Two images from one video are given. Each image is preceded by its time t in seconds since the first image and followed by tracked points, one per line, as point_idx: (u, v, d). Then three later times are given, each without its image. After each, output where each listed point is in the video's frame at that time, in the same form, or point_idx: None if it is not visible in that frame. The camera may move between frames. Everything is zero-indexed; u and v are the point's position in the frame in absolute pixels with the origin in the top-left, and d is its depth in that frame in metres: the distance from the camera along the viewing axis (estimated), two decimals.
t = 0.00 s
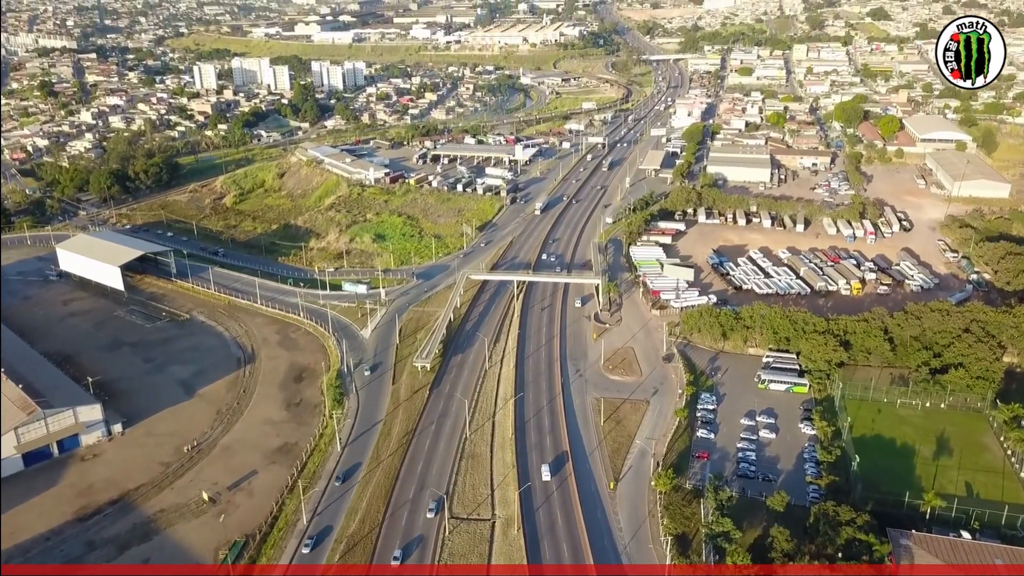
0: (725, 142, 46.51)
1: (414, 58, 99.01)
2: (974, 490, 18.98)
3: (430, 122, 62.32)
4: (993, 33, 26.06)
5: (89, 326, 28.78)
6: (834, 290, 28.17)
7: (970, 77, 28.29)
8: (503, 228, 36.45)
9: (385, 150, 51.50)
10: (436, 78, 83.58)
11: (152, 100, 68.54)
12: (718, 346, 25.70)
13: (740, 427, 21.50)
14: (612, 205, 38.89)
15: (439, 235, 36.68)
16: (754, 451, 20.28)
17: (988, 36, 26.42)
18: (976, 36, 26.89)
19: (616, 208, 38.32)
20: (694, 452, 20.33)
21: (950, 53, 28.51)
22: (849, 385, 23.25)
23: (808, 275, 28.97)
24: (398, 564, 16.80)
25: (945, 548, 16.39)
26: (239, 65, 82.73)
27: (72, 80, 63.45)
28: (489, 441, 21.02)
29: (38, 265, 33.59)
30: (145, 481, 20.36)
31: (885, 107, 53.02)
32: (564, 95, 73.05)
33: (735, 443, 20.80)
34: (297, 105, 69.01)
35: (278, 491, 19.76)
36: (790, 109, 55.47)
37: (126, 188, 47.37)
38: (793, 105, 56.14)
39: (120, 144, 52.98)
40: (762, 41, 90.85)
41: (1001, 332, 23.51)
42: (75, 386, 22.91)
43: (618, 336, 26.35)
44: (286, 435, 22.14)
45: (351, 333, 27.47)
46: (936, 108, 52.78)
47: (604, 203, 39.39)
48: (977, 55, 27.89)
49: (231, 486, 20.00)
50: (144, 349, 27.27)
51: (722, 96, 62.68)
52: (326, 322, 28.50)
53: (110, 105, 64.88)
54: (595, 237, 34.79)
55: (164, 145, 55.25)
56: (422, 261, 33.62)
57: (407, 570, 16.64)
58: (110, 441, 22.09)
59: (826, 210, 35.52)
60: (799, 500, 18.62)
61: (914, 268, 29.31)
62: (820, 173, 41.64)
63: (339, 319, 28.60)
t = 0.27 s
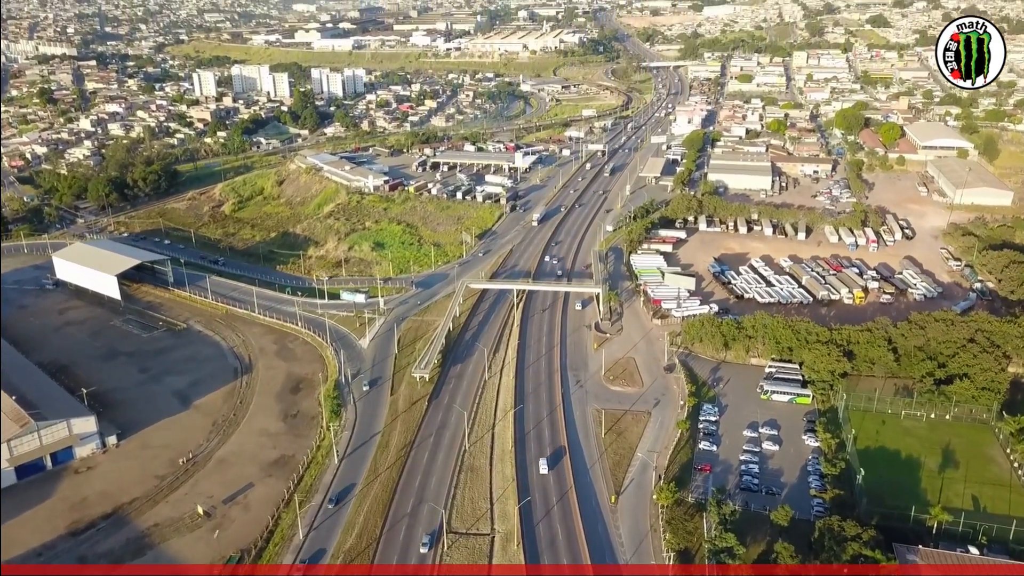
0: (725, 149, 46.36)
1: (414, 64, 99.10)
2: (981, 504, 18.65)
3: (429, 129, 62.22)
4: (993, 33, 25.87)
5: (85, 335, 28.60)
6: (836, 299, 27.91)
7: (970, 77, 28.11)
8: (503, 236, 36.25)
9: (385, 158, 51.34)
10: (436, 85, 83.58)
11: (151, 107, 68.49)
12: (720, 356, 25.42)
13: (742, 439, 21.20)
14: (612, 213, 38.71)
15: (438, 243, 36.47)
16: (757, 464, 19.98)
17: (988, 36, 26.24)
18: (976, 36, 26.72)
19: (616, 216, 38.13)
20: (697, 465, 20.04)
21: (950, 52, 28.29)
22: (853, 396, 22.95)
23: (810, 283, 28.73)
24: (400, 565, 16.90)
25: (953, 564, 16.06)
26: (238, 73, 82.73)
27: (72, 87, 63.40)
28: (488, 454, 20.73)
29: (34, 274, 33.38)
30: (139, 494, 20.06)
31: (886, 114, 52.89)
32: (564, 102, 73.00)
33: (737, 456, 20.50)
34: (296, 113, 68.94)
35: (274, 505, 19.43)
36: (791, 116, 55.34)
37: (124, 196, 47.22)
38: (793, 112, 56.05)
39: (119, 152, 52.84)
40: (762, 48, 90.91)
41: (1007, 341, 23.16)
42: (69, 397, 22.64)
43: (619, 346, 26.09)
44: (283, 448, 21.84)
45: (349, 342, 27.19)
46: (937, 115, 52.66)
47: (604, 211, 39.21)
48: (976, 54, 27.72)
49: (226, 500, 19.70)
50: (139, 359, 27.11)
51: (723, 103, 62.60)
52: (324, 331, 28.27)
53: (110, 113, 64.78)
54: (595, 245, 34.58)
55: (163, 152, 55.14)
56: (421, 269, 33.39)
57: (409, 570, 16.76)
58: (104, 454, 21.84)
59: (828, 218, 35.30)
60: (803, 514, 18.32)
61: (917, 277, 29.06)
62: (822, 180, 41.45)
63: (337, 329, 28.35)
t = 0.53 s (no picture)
0: (726, 156, 46.23)
1: (414, 72, 99.14)
2: (988, 518, 18.33)
3: (429, 136, 62.13)
4: (993, 32, 25.75)
5: (81, 345, 28.37)
6: (839, 307, 27.67)
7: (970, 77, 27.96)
8: (502, 244, 36.06)
9: (384, 165, 51.20)
10: (436, 92, 83.54)
11: (150, 114, 68.40)
12: (722, 366, 25.14)
13: (745, 451, 20.91)
14: (612, 221, 38.54)
15: (437, 251, 36.25)
16: (760, 477, 19.68)
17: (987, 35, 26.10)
18: (976, 35, 26.59)
19: (617, 224, 37.95)
20: (699, 477, 19.77)
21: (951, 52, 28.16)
22: (856, 407, 22.66)
23: (812, 292, 28.49)
24: (401, 565, 17.01)
25: None
26: (238, 80, 82.71)
27: (71, 94, 63.30)
28: (487, 466, 20.44)
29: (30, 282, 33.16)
30: (133, 508, 19.76)
31: (886, 121, 52.77)
32: (563, 109, 72.96)
33: (740, 468, 20.21)
34: (296, 120, 68.87)
35: (270, 518, 19.12)
36: (791, 123, 55.23)
37: (122, 204, 47.06)
38: (793, 119, 55.93)
39: (118, 159, 52.70)
40: (761, 55, 90.95)
41: (1012, 352, 22.83)
42: (63, 408, 22.36)
43: (620, 356, 25.82)
44: (279, 460, 21.54)
45: (347, 352, 26.92)
46: (937, 122, 52.55)
47: (605, 219, 39.02)
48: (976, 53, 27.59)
49: (222, 513, 19.38)
50: (135, 369, 26.87)
51: (723, 110, 62.50)
52: (322, 341, 28.00)
53: (109, 120, 64.66)
54: (595, 253, 34.38)
55: (161, 160, 55.02)
56: (420, 278, 33.15)
57: (410, 570, 16.88)
58: (98, 466, 21.56)
59: (830, 226, 35.07)
60: (808, 528, 18.01)
61: (920, 285, 28.81)
62: (823, 188, 41.26)
63: (335, 338, 28.08)
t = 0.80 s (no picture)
0: (725, 163, 46.09)
1: (413, 78, 99.17)
2: (994, 531, 18.02)
3: (427, 143, 62.04)
4: (993, 33, 25.64)
5: (76, 355, 28.09)
6: (840, 316, 27.44)
7: (971, 77, 27.76)
8: (501, 252, 35.86)
9: (382, 172, 51.04)
10: (434, 99, 83.50)
11: (148, 121, 68.27)
12: (722, 376, 24.88)
13: (747, 463, 20.64)
14: (611, 228, 38.37)
15: (435, 259, 36.02)
16: (763, 489, 19.39)
17: (988, 36, 25.98)
18: (976, 37, 26.46)
19: (616, 232, 37.77)
20: (700, 490, 19.50)
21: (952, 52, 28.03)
22: (859, 418, 22.38)
23: (814, 300, 28.25)
24: (402, 565, 17.19)
25: None
26: (236, 87, 82.66)
27: (69, 101, 63.19)
28: (485, 479, 20.14)
29: (25, 290, 32.93)
30: (126, 522, 19.44)
31: (886, 127, 52.69)
32: (562, 116, 72.90)
33: (742, 480, 19.93)
34: (294, 126, 68.78)
35: (265, 532, 18.79)
36: (791, 130, 55.15)
37: (119, 212, 46.88)
38: (793, 126, 55.83)
39: (115, 166, 52.52)
40: (760, 62, 91.03)
41: (1017, 361, 22.53)
42: (55, 420, 22.07)
43: (619, 365, 25.55)
44: (275, 472, 21.24)
45: (344, 363, 26.64)
46: (937, 129, 52.45)
47: (604, 226, 38.84)
48: (976, 54, 27.46)
49: (216, 527, 19.05)
50: (130, 380, 26.59)
51: (722, 117, 62.43)
52: (319, 350, 27.73)
53: (107, 127, 64.51)
54: (594, 261, 34.17)
55: (159, 167, 54.87)
56: (418, 286, 32.90)
57: (411, 570, 17.05)
58: (91, 479, 21.27)
59: (830, 233, 34.87)
60: (811, 542, 17.69)
61: (922, 294, 28.58)
62: (823, 195, 41.09)
63: (332, 348, 27.81)
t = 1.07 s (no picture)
0: (724, 170, 45.96)
1: (411, 85, 99.16)
2: (999, 545, 17.72)
3: (426, 150, 61.91)
4: (992, 32, 25.62)
5: (70, 365, 27.80)
6: (841, 325, 27.22)
7: (971, 77, 27.69)
8: (499, 260, 35.66)
9: (380, 180, 50.86)
10: (433, 106, 83.43)
11: (145, 129, 68.12)
12: (723, 386, 24.62)
13: (749, 475, 20.35)
14: (610, 236, 38.19)
15: (433, 267, 35.80)
16: (765, 502, 19.10)
17: (987, 35, 25.98)
18: (976, 36, 26.42)
19: (615, 239, 37.59)
20: (701, 503, 19.21)
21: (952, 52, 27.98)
22: (862, 428, 22.11)
23: (814, 309, 28.04)
24: (402, 564, 17.35)
25: None
26: (234, 94, 82.58)
27: (66, 109, 63.03)
28: (483, 492, 19.85)
29: (19, 299, 32.66)
30: (117, 536, 19.10)
31: (885, 135, 52.62)
32: (561, 123, 72.82)
33: (744, 493, 19.64)
34: (292, 134, 68.65)
35: (258, 547, 18.45)
36: (789, 137, 55.07)
37: (115, 219, 46.65)
38: (792, 133, 55.76)
39: (112, 174, 52.30)
40: (758, 69, 91.11)
41: (1021, 371, 22.24)
42: (47, 432, 21.75)
43: (619, 375, 25.30)
44: (269, 485, 20.92)
45: (340, 373, 26.37)
46: (936, 136, 52.40)
47: (602, 234, 38.67)
48: (977, 54, 27.43)
49: (209, 542, 18.71)
50: (124, 390, 26.29)
51: (721, 124, 62.36)
52: (315, 360, 27.45)
53: (104, 134, 64.34)
54: (593, 269, 33.95)
55: (156, 174, 54.68)
56: (416, 295, 32.66)
57: (411, 569, 17.20)
58: (83, 492, 20.94)
59: (830, 241, 34.70)
60: (814, 555, 17.39)
61: (923, 302, 28.36)
62: (822, 203, 40.94)
63: (328, 358, 27.54)
